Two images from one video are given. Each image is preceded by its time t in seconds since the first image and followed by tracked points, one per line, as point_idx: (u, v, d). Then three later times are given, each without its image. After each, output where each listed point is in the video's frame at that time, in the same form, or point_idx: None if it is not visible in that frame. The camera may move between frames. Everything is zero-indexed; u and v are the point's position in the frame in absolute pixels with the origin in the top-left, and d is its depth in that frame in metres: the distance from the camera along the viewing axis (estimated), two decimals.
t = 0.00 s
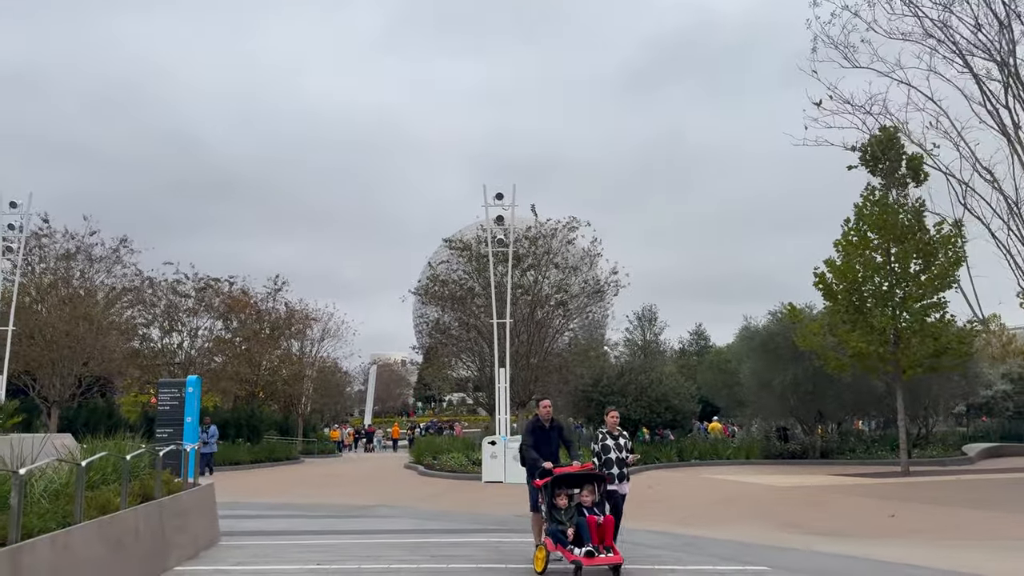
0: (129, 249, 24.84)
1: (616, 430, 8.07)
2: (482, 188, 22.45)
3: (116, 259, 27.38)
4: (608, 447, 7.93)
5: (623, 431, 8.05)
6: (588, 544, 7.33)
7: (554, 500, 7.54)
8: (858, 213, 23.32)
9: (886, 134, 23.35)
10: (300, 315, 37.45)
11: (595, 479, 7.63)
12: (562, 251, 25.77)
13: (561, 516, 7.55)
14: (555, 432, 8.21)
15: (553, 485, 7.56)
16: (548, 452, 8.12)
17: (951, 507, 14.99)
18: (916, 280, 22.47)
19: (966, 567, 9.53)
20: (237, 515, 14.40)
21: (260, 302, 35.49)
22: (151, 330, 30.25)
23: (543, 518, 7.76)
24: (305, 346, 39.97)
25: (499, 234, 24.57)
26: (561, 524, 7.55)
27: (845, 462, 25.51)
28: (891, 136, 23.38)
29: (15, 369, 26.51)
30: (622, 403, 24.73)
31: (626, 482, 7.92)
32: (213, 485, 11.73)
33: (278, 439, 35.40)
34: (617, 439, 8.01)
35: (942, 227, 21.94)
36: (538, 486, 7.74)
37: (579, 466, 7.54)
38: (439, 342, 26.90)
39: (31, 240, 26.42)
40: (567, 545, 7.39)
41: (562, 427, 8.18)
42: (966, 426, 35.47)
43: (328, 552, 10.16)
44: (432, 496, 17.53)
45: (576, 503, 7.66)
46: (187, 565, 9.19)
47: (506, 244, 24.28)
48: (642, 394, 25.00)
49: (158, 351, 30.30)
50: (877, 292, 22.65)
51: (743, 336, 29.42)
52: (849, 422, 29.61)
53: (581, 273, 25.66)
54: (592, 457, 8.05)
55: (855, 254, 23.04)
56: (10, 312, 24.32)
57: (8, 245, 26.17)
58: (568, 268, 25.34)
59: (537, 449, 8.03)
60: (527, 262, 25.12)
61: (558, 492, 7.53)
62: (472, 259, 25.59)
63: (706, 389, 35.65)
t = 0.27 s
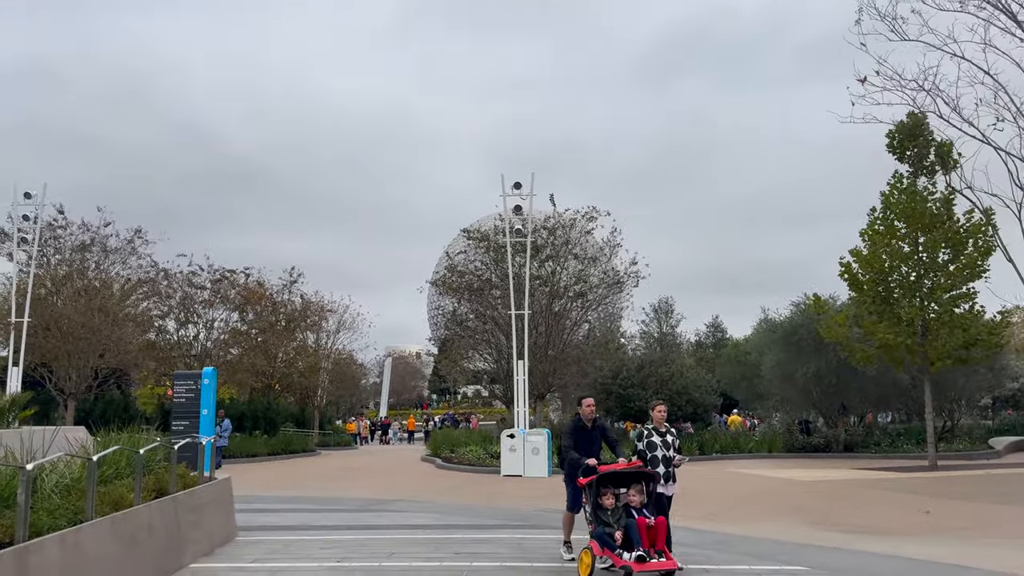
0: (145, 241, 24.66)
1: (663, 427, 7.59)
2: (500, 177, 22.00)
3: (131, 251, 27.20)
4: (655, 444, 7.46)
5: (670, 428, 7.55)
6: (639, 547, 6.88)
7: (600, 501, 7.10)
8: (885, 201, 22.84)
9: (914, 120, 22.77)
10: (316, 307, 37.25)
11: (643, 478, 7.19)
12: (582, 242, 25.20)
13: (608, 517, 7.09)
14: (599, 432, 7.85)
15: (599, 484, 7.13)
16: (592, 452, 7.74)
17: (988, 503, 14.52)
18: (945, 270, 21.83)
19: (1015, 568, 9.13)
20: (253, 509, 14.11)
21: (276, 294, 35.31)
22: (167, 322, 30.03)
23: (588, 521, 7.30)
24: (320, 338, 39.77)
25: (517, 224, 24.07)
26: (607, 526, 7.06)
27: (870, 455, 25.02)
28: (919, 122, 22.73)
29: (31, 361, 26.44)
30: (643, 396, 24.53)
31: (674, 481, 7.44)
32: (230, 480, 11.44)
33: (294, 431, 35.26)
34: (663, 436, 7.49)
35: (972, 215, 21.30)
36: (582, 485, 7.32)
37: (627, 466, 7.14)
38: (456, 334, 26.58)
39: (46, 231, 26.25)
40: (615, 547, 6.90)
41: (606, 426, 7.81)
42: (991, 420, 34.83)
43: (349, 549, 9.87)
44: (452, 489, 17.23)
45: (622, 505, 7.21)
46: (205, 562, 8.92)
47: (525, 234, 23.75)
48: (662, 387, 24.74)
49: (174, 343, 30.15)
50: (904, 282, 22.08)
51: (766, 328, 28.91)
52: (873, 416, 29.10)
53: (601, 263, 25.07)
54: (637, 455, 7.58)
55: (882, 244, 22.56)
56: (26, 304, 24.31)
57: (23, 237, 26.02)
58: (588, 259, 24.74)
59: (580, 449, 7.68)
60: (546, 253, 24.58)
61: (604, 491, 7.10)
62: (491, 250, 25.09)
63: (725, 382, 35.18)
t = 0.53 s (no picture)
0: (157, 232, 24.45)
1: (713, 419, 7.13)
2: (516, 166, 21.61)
3: (144, 243, 26.99)
4: (707, 438, 6.97)
5: (721, 420, 7.10)
6: (696, 554, 6.20)
7: (651, 501, 6.48)
8: (911, 189, 22.21)
9: (941, 105, 22.12)
10: (329, 299, 37.01)
11: (698, 476, 6.55)
12: (600, 232, 24.76)
13: (660, 519, 6.45)
14: (644, 422, 7.35)
15: (650, 482, 6.50)
16: (638, 444, 7.20)
17: None
18: (973, 259, 21.24)
19: None
20: (267, 504, 13.80)
21: (290, 287, 35.12)
22: (180, 315, 29.80)
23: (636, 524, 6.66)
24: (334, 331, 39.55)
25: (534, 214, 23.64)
26: (659, 530, 6.42)
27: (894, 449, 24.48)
28: (947, 107, 22.04)
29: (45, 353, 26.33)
30: (661, 388, 24.08)
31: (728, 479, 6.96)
32: (243, 475, 11.12)
33: (308, 424, 35.09)
34: (715, 428, 7.02)
35: (1000, 203, 20.72)
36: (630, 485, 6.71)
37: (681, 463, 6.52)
38: (472, 326, 26.26)
39: (58, 224, 26.07)
40: (668, 554, 6.27)
41: (653, 417, 7.27)
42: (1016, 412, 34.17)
43: (367, 545, 9.54)
44: (469, 483, 16.90)
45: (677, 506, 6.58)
46: (218, 560, 8.61)
47: (542, 225, 23.34)
48: (682, 379, 24.27)
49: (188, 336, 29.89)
50: (930, 271, 21.51)
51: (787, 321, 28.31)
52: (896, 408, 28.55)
53: (618, 254, 24.64)
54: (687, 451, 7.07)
55: (907, 233, 22.02)
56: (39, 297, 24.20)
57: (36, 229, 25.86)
58: (605, 249, 24.34)
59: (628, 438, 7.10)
60: (563, 243, 24.13)
61: (656, 491, 6.47)
62: (507, 241, 24.73)
63: (744, 374, 34.69)
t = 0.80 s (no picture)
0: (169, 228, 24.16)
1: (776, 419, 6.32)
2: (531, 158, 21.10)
3: (154, 239, 26.68)
4: (772, 440, 6.14)
5: (784, 420, 6.29)
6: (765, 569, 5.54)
7: (713, 509, 5.82)
8: (937, 179, 21.82)
9: (966, 93, 21.66)
10: (341, 295, 36.68)
11: (764, 483, 5.92)
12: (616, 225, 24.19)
13: (723, 530, 5.78)
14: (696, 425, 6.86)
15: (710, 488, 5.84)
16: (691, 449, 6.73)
17: None
18: (1002, 250, 20.73)
19: None
20: (281, 505, 13.46)
21: (301, 283, 34.81)
22: (191, 312, 29.40)
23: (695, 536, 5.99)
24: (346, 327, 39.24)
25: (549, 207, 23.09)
26: (722, 542, 5.75)
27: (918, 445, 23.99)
28: (973, 95, 21.53)
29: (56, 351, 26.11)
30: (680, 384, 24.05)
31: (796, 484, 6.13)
32: (257, 475, 10.77)
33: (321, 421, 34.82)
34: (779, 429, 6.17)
35: None
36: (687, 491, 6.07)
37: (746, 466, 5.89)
38: (486, 322, 25.80)
39: (69, 220, 25.79)
40: (734, 568, 5.58)
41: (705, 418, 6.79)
42: None
43: (385, 548, 9.18)
44: (486, 482, 16.52)
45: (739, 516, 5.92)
46: (231, 566, 8.25)
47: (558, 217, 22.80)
48: (701, 375, 23.77)
49: (200, 334, 29.54)
50: (956, 263, 21.05)
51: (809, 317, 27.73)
52: (919, 404, 28.01)
53: (636, 247, 24.08)
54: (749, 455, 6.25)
55: (932, 223, 21.52)
56: (50, 293, 23.93)
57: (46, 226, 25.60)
58: (623, 242, 23.75)
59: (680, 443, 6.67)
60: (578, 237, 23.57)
61: (718, 498, 5.82)
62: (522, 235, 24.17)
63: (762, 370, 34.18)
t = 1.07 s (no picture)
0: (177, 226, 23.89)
1: (846, 416, 5.85)
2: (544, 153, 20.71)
3: (162, 238, 26.40)
4: (838, 441, 5.72)
5: (855, 417, 5.82)
6: None
7: (780, 521, 5.27)
8: (958, 172, 21.38)
9: (987, 83, 21.20)
10: (350, 294, 36.40)
11: (840, 491, 5.38)
12: (629, 220, 23.75)
13: (793, 543, 5.21)
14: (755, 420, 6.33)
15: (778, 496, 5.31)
16: (748, 447, 6.23)
17: None
18: None
19: None
20: (292, 507, 13.15)
21: (310, 282, 34.55)
22: (200, 312, 29.11)
23: (763, 551, 5.42)
24: (355, 327, 38.96)
25: (561, 203, 22.66)
26: (793, 557, 5.17)
27: (938, 444, 23.58)
28: (994, 85, 21.07)
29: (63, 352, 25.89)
30: (695, 382, 23.21)
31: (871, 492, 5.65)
32: (268, 478, 10.45)
33: (330, 422, 34.58)
34: (848, 429, 5.77)
35: None
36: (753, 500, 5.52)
37: (817, 473, 5.35)
38: (497, 320, 25.45)
39: (76, 219, 25.53)
40: None
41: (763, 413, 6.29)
42: None
43: (401, 553, 8.86)
44: (500, 483, 16.19)
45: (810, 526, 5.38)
46: (242, 573, 7.94)
47: (570, 213, 22.39)
48: (716, 373, 23.38)
49: (208, 333, 29.28)
50: (978, 257, 20.63)
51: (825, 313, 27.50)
52: (938, 401, 27.58)
53: (649, 242, 23.63)
54: (813, 454, 5.91)
55: (953, 217, 21.06)
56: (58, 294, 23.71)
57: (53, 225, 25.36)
58: (636, 237, 23.33)
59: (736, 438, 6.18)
60: (591, 233, 23.13)
61: (790, 508, 5.27)
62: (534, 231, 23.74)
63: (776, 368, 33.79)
